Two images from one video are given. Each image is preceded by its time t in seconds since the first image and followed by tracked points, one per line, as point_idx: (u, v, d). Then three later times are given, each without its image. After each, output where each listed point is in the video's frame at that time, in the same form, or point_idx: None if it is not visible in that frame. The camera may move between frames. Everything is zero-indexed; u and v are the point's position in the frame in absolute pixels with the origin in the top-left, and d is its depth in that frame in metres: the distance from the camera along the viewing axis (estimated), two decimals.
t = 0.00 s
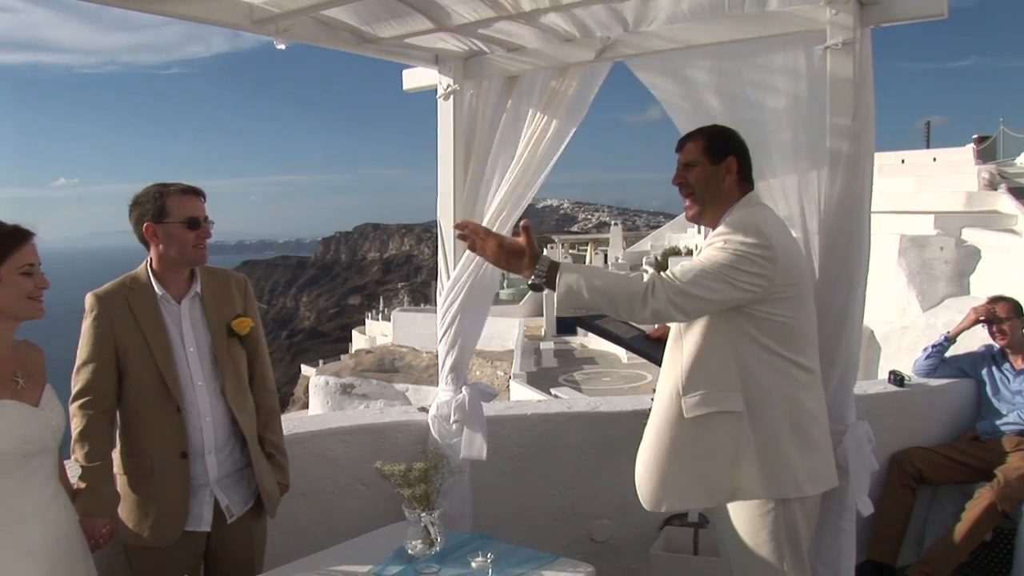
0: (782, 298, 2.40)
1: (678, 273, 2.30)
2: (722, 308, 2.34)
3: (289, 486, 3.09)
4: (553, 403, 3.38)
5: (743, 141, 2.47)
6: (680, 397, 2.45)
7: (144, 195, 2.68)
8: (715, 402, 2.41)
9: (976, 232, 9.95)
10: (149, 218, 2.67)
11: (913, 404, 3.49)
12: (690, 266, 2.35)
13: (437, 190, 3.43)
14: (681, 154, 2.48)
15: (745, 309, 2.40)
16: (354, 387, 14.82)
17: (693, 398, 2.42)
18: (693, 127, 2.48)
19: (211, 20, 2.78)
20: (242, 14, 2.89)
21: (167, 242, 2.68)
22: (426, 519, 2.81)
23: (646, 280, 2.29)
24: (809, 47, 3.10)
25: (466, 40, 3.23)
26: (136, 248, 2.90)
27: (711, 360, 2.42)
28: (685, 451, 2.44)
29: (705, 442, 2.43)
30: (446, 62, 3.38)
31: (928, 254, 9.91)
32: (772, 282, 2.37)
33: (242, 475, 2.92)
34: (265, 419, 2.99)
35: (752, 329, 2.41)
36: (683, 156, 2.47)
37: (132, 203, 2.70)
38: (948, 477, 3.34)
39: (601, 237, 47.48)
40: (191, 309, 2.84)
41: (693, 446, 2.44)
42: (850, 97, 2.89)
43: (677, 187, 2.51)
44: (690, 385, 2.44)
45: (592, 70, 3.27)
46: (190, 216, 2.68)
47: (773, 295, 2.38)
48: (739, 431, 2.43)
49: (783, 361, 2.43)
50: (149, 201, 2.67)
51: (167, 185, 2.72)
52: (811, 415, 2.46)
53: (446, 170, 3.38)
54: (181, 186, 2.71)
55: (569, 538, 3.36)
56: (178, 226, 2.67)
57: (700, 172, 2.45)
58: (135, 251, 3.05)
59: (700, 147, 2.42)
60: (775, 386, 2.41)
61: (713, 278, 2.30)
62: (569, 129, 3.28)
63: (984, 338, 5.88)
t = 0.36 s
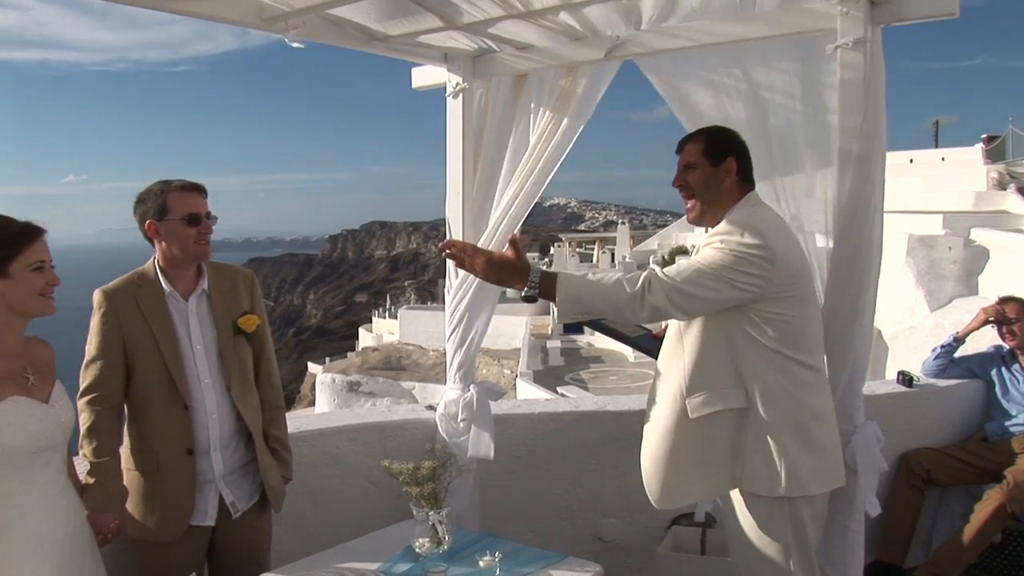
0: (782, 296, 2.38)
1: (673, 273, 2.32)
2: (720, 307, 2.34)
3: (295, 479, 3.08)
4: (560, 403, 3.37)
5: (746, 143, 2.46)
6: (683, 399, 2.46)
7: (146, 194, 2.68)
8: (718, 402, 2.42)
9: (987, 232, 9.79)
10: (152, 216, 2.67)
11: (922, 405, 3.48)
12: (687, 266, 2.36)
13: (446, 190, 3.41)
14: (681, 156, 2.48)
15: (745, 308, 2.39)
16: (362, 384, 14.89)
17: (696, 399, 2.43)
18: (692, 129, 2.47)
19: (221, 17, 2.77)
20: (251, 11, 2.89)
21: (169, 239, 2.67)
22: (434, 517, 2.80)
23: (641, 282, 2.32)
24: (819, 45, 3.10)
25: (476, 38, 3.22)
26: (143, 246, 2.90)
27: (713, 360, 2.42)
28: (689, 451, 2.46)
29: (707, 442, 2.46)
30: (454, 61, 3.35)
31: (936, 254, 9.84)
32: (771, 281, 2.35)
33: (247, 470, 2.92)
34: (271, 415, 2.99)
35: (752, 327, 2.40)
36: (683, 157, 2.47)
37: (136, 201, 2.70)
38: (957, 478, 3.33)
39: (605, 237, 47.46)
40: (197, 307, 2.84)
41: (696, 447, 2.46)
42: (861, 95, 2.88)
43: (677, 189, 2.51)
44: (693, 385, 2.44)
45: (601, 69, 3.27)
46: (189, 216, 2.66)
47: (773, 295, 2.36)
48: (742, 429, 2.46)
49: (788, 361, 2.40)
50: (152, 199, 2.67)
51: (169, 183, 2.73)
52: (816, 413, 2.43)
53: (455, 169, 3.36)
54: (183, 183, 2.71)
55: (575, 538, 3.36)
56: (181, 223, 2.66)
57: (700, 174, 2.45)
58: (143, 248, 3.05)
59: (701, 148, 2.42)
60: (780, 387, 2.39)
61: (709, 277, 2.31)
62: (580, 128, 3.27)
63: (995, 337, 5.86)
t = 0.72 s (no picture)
0: (812, 304, 2.29)
1: (732, 305, 2.15)
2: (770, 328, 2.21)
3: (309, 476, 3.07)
4: (576, 401, 3.36)
5: (765, 144, 2.44)
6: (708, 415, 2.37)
7: (163, 196, 2.72)
8: (746, 417, 2.32)
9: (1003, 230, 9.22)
10: (168, 215, 2.70)
11: (940, 405, 3.47)
12: (736, 290, 2.18)
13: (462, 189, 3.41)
14: (700, 149, 2.48)
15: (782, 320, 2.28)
16: (376, 381, 15.00)
17: (721, 417, 2.34)
18: (713, 122, 2.47)
19: (239, 15, 2.77)
20: (268, 9, 2.89)
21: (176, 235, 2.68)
22: (451, 515, 2.79)
23: (707, 318, 2.15)
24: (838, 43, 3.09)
25: (492, 36, 3.21)
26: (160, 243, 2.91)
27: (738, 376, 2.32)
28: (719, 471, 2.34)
29: (739, 460, 2.33)
30: (470, 58, 3.35)
31: (953, 253, 9.37)
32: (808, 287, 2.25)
33: (262, 467, 2.92)
34: (287, 413, 2.99)
35: (785, 340, 2.29)
36: (701, 151, 2.46)
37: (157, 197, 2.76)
38: (974, 479, 3.32)
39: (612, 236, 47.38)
40: (215, 304, 2.85)
41: (727, 466, 2.33)
42: (879, 94, 2.86)
43: (692, 182, 2.50)
44: (717, 401, 2.35)
45: (617, 67, 3.27)
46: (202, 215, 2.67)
47: (808, 301, 2.26)
48: (774, 445, 2.34)
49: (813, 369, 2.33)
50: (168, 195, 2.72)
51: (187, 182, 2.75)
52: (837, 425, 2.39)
53: (471, 167, 3.36)
54: (196, 182, 2.73)
55: (591, 536, 3.35)
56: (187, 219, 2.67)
57: (715, 170, 2.44)
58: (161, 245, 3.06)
59: (720, 143, 2.42)
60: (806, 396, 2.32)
61: (762, 297, 2.16)
62: (597, 126, 3.28)
63: None
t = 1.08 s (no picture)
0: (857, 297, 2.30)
1: (825, 328, 2.15)
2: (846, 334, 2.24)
3: (333, 477, 3.07)
4: (598, 397, 3.36)
5: (790, 139, 2.42)
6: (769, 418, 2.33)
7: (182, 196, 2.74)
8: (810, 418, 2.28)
9: None
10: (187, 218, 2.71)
11: (965, 401, 3.46)
12: (812, 308, 2.18)
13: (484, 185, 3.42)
14: (724, 146, 2.46)
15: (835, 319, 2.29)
16: (394, 378, 15.07)
17: (781, 420, 2.30)
18: (736, 118, 2.46)
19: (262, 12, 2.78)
20: (291, 6, 2.90)
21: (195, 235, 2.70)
22: (475, 511, 2.77)
23: (806, 345, 2.15)
24: (863, 38, 3.07)
25: (515, 32, 3.21)
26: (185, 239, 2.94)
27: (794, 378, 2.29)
28: (786, 474, 2.30)
29: (807, 462, 2.28)
30: (493, 54, 3.35)
31: (976, 249, 9.13)
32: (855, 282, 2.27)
33: (285, 467, 2.91)
34: (314, 412, 2.99)
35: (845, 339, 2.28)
36: (725, 148, 2.45)
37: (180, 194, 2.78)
38: (999, 476, 3.31)
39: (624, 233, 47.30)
40: (239, 300, 2.86)
41: (793, 469, 2.29)
42: (905, 88, 2.83)
43: (716, 180, 2.50)
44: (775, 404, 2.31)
45: (639, 62, 3.25)
46: (213, 208, 2.66)
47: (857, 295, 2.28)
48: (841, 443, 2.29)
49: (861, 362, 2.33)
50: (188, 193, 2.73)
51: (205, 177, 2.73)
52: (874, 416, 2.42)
53: (494, 164, 3.36)
54: (213, 177, 2.70)
55: (613, 532, 3.35)
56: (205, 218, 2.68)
57: (740, 168, 2.42)
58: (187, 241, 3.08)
59: (744, 140, 2.40)
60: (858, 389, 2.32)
61: (837, 304, 2.18)
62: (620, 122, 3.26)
63: None
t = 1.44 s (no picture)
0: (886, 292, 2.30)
1: (865, 329, 2.16)
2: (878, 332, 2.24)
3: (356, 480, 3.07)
4: (615, 395, 3.36)
5: (811, 139, 2.42)
6: (791, 419, 2.33)
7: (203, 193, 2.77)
8: (833, 420, 2.28)
9: None
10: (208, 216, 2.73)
11: (984, 402, 3.44)
12: (847, 309, 2.18)
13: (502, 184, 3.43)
14: (744, 146, 2.46)
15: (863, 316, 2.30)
16: (407, 376, 15.13)
17: (804, 420, 2.29)
18: (755, 117, 2.46)
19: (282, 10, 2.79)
20: (311, 3, 2.91)
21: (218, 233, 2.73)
22: (492, 508, 2.76)
23: (845, 347, 2.16)
24: (884, 38, 3.06)
25: (534, 30, 3.20)
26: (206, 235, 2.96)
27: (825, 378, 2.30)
28: (807, 475, 2.31)
29: (828, 464, 2.29)
30: (511, 52, 3.34)
31: (994, 250, 9.03)
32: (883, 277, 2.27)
33: (305, 468, 2.92)
34: (338, 414, 3.01)
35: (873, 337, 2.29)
36: (745, 148, 2.45)
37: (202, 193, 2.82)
38: (1018, 478, 3.29)
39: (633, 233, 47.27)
40: (260, 298, 2.88)
41: (815, 471, 2.30)
42: (926, 88, 2.82)
43: (737, 180, 2.49)
44: (799, 405, 2.30)
45: (658, 63, 3.27)
46: (235, 206, 2.68)
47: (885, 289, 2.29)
48: (861, 445, 2.30)
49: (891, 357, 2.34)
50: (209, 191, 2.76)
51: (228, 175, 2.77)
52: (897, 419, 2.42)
53: (511, 163, 3.36)
54: (236, 175, 2.74)
55: (629, 531, 3.35)
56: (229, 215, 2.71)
57: (761, 167, 2.42)
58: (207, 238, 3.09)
59: (764, 140, 2.40)
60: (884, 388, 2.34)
61: (871, 302, 2.19)
62: (638, 123, 3.28)
63: None
